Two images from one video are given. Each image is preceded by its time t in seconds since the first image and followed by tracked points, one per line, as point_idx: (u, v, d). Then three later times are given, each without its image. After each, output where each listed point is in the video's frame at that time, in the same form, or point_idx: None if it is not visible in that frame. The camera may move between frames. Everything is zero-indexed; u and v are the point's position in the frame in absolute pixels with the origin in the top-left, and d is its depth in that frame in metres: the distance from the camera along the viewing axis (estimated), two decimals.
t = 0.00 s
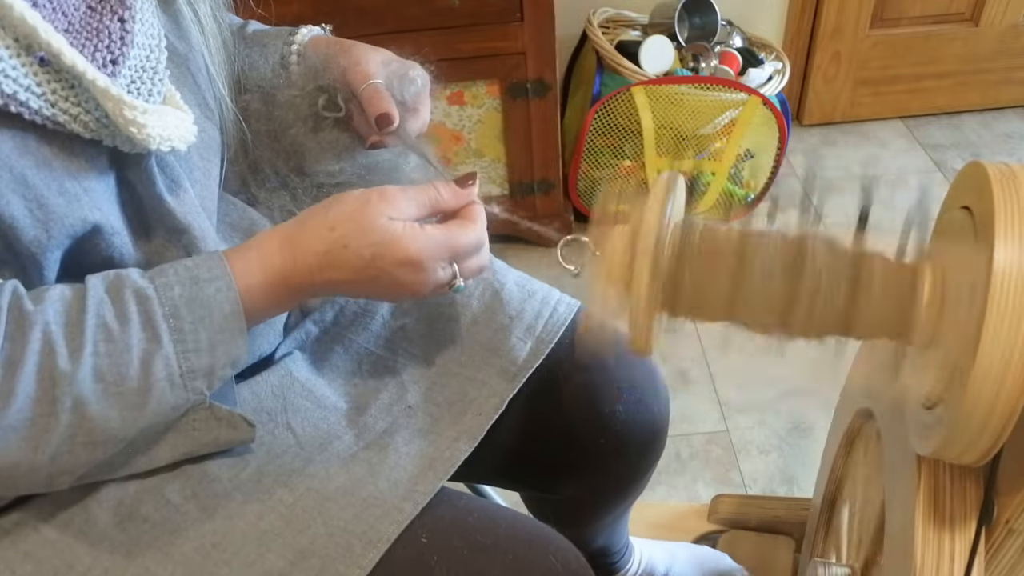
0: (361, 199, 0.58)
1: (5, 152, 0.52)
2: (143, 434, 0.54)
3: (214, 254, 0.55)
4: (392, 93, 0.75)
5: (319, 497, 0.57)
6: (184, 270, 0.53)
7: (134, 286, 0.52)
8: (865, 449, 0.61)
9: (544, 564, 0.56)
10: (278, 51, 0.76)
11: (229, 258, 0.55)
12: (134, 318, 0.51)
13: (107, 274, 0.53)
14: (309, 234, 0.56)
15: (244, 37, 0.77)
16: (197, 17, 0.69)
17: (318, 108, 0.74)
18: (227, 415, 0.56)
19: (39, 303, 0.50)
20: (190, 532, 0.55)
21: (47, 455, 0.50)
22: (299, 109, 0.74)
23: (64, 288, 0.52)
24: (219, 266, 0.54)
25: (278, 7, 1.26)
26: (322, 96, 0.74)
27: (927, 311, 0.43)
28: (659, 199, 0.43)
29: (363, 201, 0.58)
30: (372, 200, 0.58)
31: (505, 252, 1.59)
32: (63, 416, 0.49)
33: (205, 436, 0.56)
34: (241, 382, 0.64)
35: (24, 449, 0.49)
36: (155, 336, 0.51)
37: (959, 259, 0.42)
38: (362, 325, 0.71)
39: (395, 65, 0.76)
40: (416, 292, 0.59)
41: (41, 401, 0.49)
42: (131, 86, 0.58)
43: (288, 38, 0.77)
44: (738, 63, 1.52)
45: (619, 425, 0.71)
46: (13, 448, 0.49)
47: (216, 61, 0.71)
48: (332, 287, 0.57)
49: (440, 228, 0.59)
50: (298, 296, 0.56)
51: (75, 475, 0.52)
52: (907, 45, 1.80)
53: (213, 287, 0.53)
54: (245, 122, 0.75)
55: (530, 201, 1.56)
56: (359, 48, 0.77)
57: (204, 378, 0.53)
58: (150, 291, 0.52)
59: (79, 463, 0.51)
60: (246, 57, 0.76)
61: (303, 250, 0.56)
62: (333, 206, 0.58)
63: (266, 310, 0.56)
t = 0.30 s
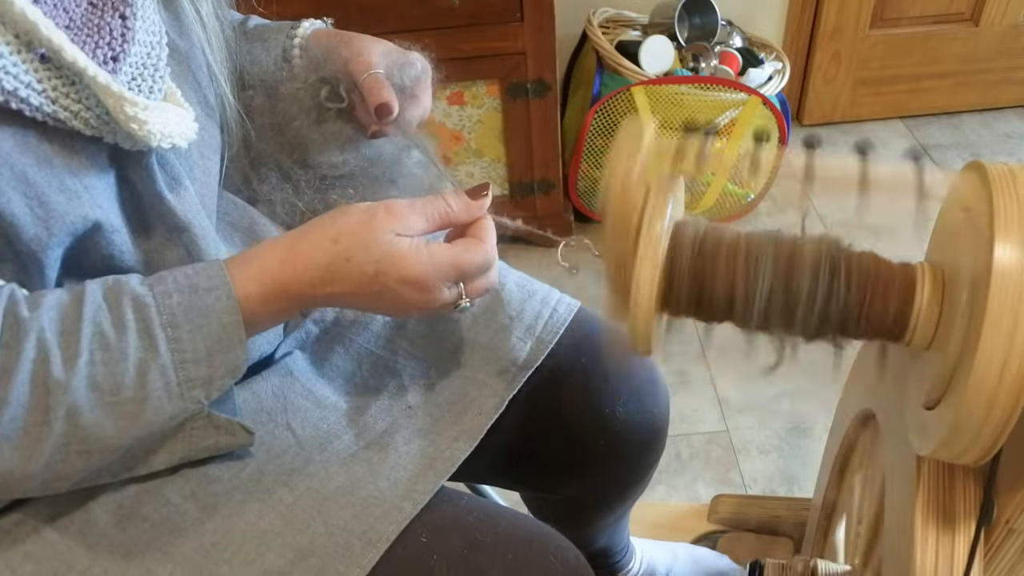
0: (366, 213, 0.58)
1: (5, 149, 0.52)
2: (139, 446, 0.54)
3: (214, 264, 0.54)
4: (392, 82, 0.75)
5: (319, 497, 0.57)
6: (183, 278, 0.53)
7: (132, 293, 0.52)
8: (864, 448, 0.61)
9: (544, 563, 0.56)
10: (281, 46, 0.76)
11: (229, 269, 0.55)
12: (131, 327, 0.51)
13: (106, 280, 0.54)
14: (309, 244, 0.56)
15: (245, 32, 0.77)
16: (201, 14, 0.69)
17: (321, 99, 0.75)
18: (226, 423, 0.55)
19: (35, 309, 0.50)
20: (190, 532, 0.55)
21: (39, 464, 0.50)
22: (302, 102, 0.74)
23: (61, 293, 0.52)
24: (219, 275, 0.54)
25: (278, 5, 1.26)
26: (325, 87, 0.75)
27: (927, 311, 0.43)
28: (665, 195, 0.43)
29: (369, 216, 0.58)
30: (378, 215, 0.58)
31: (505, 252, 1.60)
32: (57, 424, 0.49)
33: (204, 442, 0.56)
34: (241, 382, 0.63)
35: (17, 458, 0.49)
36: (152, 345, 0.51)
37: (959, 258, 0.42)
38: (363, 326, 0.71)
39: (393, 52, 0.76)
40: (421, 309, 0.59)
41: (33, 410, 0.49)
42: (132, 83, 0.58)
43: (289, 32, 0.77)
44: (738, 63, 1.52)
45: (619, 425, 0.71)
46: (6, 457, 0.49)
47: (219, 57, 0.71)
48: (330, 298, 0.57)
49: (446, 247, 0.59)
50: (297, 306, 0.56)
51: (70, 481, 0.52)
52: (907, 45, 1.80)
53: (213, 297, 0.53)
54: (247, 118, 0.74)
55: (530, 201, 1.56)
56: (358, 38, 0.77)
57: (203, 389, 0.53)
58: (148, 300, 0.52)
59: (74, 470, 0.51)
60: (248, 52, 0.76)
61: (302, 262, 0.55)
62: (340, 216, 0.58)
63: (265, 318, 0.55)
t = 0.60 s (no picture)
0: (361, 197, 0.58)
1: (5, 148, 0.52)
2: (140, 436, 0.54)
3: (213, 254, 0.54)
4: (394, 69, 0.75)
5: (320, 499, 0.57)
6: (182, 269, 0.53)
7: (131, 285, 0.52)
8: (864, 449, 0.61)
9: (544, 565, 0.56)
10: (277, 44, 0.76)
11: (229, 259, 0.55)
12: (131, 318, 0.51)
13: (104, 273, 0.54)
14: (306, 235, 0.56)
15: (243, 31, 0.77)
16: (199, 14, 0.69)
17: (319, 95, 0.74)
18: (226, 413, 0.55)
19: (36, 303, 0.50)
20: (190, 533, 0.55)
21: (43, 456, 0.49)
22: (301, 100, 0.74)
23: (60, 288, 0.52)
24: (217, 267, 0.54)
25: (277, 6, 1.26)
26: (323, 83, 0.75)
27: (926, 312, 0.43)
28: (661, 197, 0.44)
29: (364, 200, 0.58)
30: (373, 198, 0.58)
31: (505, 253, 1.60)
32: (60, 416, 0.49)
33: (204, 435, 0.56)
34: (241, 383, 0.63)
35: (19, 451, 0.49)
36: (152, 336, 0.51)
37: (959, 258, 0.42)
38: (362, 325, 0.70)
39: (391, 44, 0.77)
40: (419, 292, 0.59)
41: (36, 403, 0.49)
42: (132, 82, 0.58)
43: (287, 30, 0.77)
44: (738, 63, 1.52)
45: (619, 425, 0.71)
46: (8, 450, 0.48)
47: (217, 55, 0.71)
48: (329, 288, 0.57)
49: (443, 227, 0.59)
50: (295, 297, 0.56)
51: (75, 477, 0.52)
52: (907, 45, 1.80)
53: (211, 287, 0.53)
54: (246, 117, 0.74)
55: (530, 200, 1.55)
56: (356, 33, 0.77)
57: (203, 379, 0.53)
58: (148, 291, 0.52)
59: (77, 465, 0.51)
60: (247, 49, 0.76)
61: (300, 253, 0.55)
62: (334, 204, 0.58)
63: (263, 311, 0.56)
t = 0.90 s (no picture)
0: (352, 171, 0.58)
1: (6, 150, 0.52)
2: (148, 421, 0.54)
3: (212, 237, 0.54)
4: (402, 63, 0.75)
5: (319, 496, 0.57)
6: (182, 252, 0.53)
7: (132, 271, 0.52)
8: (864, 448, 0.61)
9: (544, 563, 0.56)
10: (268, 57, 0.76)
11: (228, 241, 0.55)
12: (135, 302, 0.51)
13: (105, 261, 0.53)
14: (304, 210, 0.56)
15: (236, 36, 0.77)
16: (196, 14, 0.69)
17: (321, 107, 0.74)
18: (229, 396, 0.56)
19: (40, 292, 0.51)
20: (190, 530, 0.55)
21: (54, 442, 0.49)
22: (303, 113, 0.74)
23: (63, 277, 0.52)
24: (216, 248, 0.54)
25: (275, 9, 1.27)
26: (323, 95, 0.74)
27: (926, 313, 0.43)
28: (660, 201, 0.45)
29: (354, 173, 0.58)
30: (364, 170, 0.58)
31: (505, 252, 1.60)
32: (70, 400, 0.49)
33: (209, 419, 0.56)
34: (241, 380, 0.64)
35: (33, 436, 0.49)
36: (157, 320, 0.51)
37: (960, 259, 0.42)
38: (363, 325, 0.71)
39: (392, 39, 0.77)
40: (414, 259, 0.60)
41: (47, 389, 0.49)
42: (133, 83, 0.58)
43: (273, 37, 0.76)
44: (738, 63, 1.52)
45: (619, 425, 0.71)
46: (22, 433, 0.49)
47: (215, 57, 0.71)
48: (331, 263, 0.58)
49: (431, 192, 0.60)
50: (298, 272, 0.57)
51: (82, 462, 0.52)
52: (907, 45, 1.80)
53: (210, 269, 0.53)
54: (249, 129, 0.75)
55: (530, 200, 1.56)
56: (350, 33, 0.76)
57: (207, 358, 0.53)
58: (149, 276, 0.52)
59: (87, 449, 0.51)
60: (243, 61, 0.76)
61: (300, 227, 0.56)
62: (325, 180, 0.57)
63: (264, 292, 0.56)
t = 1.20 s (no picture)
0: (358, 191, 0.58)
1: (5, 155, 0.52)
2: (144, 434, 0.54)
3: (212, 251, 0.54)
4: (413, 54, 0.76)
5: (319, 498, 0.57)
6: (181, 267, 0.53)
7: (131, 283, 0.52)
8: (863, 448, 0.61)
9: (544, 564, 0.57)
10: (267, 58, 0.75)
11: (227, 256, 0.55)
12: (132, 316, 0.51)
13: (104, 271, 0.53)
14: (306, 230, 0.56)
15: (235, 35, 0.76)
16: (197, 17, 0.69)
17: (330, 105, 0.75)
18: (229, 410, 0.56)
19: (36, 301, 0.50)
20: (190, 532, 0.55)
21: (47, 454, 0.50)
22: (310, 110, 0.75)
23: (60, 286, 0.52)
24: (216, 263, 0.54)
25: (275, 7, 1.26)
26: (331, 92, 0.75)
27: (925, 315, 0.43)
28: (662, 194, 0.44)
29: (361, 194, 0.58)
30: (371, 194, 0.58)
31: (505, 253, 1.60)
32: (61, 415, 0.49)
33: (208, 431, 0.56)
34: (241, 382, 0.64)
35: (23, 449, 0.49)
36: (153, 333, 0.51)
37: (959, 259, 0.42)
38: (363, 326, 0.71)
39: (396, 32, 0.76)
40: (411, 284, 0.59)
41: (38, 401, 0.49)
42: (132, 88, 0.58)
43: (270, 36, 0.76)
44: (738, 63, 1.52)
45: (619, 425, 0.71)
46: (13, 449, 0.49)
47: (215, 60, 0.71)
48: (330, 281, 0.57)
49: (439, 223, 0.59)
50: (295, 288, 0.56)
51: (80, 469, 0.52)
52: (907, 45, 1.80)
53: (210, 285, 0.53)
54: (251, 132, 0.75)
55: (530, 201, 1.55)
56: (354, 31, 0.76)
57: (205, 375, 0.53)
58: (147, 289, 0.52)
59: (79, 463, 0.51)
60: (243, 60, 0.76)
61: (299, 246, 0.56)
62: (332, 199, 0.58)
63: (265, 303, 0.56)
